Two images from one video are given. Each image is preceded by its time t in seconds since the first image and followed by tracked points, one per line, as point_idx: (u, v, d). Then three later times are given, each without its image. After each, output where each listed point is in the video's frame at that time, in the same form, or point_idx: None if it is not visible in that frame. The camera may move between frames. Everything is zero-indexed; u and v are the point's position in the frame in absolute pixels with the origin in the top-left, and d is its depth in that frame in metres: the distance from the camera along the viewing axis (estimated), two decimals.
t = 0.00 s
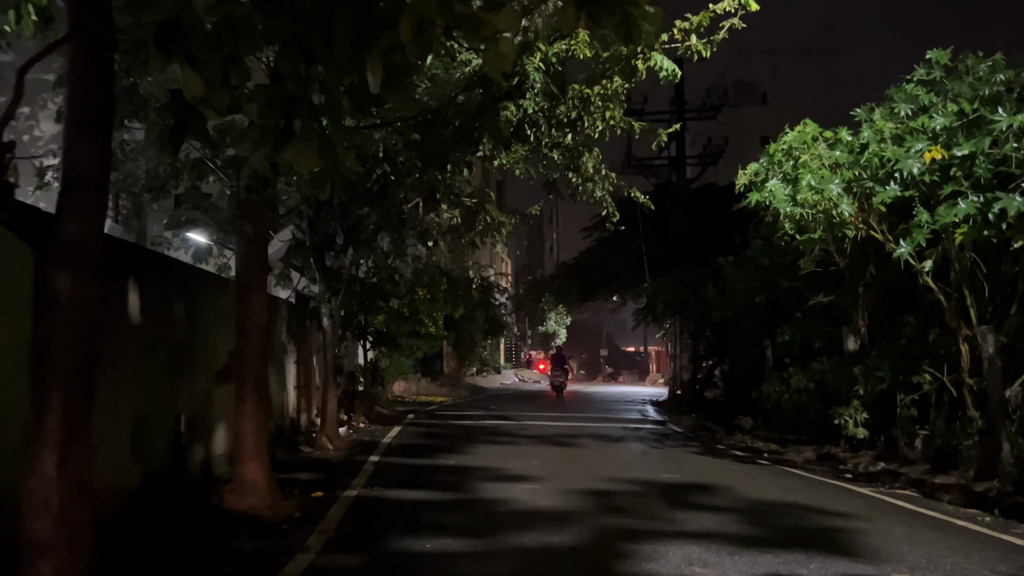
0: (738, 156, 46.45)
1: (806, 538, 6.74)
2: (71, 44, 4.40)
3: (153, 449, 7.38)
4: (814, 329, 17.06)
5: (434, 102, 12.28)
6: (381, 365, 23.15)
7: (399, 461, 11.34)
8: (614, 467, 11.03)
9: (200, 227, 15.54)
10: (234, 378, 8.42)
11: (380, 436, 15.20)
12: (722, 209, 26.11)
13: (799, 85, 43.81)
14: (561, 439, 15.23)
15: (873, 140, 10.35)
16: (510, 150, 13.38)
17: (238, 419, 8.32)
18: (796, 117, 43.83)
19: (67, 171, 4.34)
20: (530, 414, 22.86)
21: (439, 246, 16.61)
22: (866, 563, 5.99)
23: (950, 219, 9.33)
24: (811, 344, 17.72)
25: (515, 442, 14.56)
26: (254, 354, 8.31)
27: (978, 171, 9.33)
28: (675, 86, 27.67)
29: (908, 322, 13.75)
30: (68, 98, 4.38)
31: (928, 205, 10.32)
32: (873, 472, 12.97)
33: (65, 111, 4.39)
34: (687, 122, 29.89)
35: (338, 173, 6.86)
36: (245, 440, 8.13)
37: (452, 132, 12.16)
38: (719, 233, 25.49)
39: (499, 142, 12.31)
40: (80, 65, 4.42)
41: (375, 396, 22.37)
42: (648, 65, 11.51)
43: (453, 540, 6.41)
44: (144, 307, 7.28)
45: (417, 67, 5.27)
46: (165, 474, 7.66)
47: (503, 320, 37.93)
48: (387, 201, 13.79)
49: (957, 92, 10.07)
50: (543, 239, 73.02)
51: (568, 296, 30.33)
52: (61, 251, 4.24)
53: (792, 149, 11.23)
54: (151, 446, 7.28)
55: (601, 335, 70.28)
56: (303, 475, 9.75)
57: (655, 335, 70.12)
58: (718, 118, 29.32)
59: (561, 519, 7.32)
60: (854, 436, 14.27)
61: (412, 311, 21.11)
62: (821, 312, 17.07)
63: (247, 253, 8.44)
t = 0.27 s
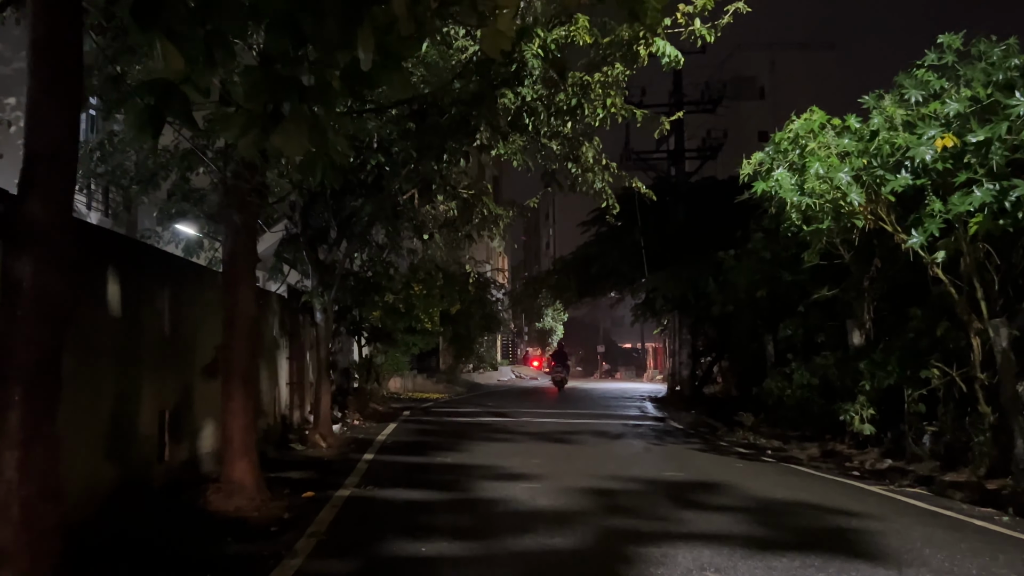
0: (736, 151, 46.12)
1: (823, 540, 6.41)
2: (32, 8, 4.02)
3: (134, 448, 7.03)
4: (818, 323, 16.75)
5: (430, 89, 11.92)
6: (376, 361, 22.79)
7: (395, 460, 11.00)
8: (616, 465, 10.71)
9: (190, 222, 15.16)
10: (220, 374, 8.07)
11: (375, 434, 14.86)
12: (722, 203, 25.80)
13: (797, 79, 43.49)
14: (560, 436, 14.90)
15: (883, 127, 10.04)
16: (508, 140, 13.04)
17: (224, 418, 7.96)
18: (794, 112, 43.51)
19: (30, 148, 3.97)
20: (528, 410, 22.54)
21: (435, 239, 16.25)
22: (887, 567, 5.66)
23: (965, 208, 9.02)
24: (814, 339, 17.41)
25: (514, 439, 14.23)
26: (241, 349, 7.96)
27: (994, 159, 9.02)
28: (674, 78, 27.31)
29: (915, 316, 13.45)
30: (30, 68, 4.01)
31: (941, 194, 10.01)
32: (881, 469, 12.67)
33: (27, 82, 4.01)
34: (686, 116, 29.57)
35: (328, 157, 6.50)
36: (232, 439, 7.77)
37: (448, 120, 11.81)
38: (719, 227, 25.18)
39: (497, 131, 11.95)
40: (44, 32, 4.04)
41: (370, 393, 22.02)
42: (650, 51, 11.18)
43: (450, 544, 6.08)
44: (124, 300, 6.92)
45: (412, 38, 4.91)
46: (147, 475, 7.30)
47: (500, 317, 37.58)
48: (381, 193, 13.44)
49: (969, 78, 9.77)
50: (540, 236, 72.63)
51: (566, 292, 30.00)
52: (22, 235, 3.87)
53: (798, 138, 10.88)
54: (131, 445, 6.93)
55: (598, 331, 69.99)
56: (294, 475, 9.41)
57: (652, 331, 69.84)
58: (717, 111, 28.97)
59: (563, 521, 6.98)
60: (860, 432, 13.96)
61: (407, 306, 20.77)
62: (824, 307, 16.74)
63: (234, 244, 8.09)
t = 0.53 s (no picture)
0: (739, 152, 45.80)
1: (841, 557, 6.07)
2: None
3: (114, 459, 6.68)
4: (826, 326, 16.40)
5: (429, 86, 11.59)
6: (375, 365, 22.45)
7: (392, 467, 10.66)
8: (621, 473, 10.36)
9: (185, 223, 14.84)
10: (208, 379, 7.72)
11: (373, 439, 14.50)
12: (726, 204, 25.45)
13: (801, 80, 43.13)
14: (562, 442, 14.55)
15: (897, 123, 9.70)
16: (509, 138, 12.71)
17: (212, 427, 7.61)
18: (797, 112, 43.15)
19: None
20: (529, 415, 22.19)
21: (434, 241, 15.92)
22: None
23: (985, 207, 8.68)
24: (822, 342, 17.06)
25: (516, 445, 13.88)
26: (231, 353, 7.60)
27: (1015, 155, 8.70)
28: (677, 78, 27.01)
29: (927, 319, 13.11)
30: None
31: (958, 193, 9.67)
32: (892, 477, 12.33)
33: None
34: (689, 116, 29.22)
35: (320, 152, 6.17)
36: (220, 447, 7.41)
37: (448, 117, 11.48)
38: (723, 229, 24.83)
39: (498, 128, 11.62)
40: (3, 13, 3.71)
41: (369, 397, 21.68)
42: (656, 46, 10.82)
43: (446, 561, 5.73)
44: (104, 302, 6.58)
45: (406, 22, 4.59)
46: (130, 487, 6.95)
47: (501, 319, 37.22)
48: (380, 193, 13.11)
49: (987, 72, 9.43)
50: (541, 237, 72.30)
51: (568, 294, 29.65)
52: None
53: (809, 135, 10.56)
54: (110, 457, 6.58)
55: (600, 334, 69.64)
56: (288, 484, 9.08)
57: (654, 333, 69.53)
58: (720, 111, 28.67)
59: (568, 535, 6.62)
60: (870, 438, 13.61)
61: (407, 309, 20.43)
62: (832, 310, 16.39)
63: (223, 244, 7.74)
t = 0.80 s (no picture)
0: (742, 145, 45.41)
1: (862, 558, 5.78)
2: None
3: (98, 457, 6.39)
4: (833, 319, 16.09)
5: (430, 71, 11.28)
6: (374, 359, 22.14)
7: (391, 463, 10.37)
8: (626, 470, 10.06)
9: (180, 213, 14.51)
10: (198, 373, 7.40)
11: (371, 434, 14.20)
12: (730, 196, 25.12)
13: (804, 72, 42.73)
14: (565, 437, 14.25)
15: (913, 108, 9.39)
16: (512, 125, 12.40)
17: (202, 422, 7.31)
18: (801, 105, 42.77)
19: None
20: (530, 410, 21.87)
21: (434, 232, 15.61)
22: None
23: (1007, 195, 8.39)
24: (829, 336, 16.74)
25: (518, 440, 13.59)
26: (222, 345, 7.28)
27: None
28: (681, 68, 26.64)
29: (938, 312, 12.80)
30: None
31: (976, 181, 9.38)
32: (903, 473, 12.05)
33: None
34: (693, 107, 28.86)
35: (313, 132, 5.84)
36: (211, 443, 7.10)
37: (449, 104, 11.17)
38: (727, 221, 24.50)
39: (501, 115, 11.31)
40: None
41: (369, 391, 21.39)
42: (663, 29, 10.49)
43: (448, 562, 5.46)
44: (86, 292, 6.26)
45: None
46: (116, 485, 6.66)
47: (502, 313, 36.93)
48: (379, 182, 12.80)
49: (1007, 56, 9.12)
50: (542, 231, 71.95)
51: (569, 288, 29.33)
52: None
53: (821, 121, 10.22)
54: (93, 454, 6.29)
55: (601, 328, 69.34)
56: (283, 480, 8.79)
57: (655, 328, 69.24)
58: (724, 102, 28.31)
59: (575, 535, 6.32)
60: (880, 434, 13.33)
61: (407, 302, 20.12)
62: (840, 302, 16.08)
63: (214, 231, 7.41)
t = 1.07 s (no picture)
0: (739, 141, 45.12)
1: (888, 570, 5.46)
2: None
3: (75, 459, 6.03)
4: (838, 316, 15.80)
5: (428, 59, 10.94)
6: (369, 355, 21.81)
7: (387, 463, 10.03)
8: (628, 471, 9.74)
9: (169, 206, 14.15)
10: (182, 371, 7.04)
11: (366, 433, 13.87)
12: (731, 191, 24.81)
13: (803, 69, 42.46)
14: (564, 436, 13.94)
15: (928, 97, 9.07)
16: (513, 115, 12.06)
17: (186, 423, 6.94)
18: (799, 102, 42.50)
19: None
20: (527, 407, 21.56)
21: (431, 226, 15.28)
22: None
23: None
24: (833, 334, 16.45)
25: (516, 439, 13.28)
26: (208, 342, 6.92)
27: None
28: (680, 62, 26.30)
29: (947, 308, 12.50)
30: None
31: (993, 173, 9.09)
32: (912, 473, 11.75)
33: None
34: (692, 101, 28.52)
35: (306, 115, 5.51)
36: (196, 445, 6.74)
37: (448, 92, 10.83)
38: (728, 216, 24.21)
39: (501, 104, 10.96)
40: None
41: (364, 388, 21.04)
42: (668, 17, 10.05)
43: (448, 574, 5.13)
44: (62, 285, 5.91)
45: None
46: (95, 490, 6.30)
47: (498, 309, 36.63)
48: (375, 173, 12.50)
49: None
50: (538, 227, 71.66)
51: (567, 284, 29.02)
52: None
53: (831, 112, 9.90)
54: (69, 456, 5.93)
55: (597, 325, 69.11)
56: (273, 482, 8.42)
57: (651, 325, 68.98)
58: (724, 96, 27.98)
59: (581, 543, 6.00)
60: (887, 433, 13.03)
61: (402, 298, 19.79)
62: (844, 299, 15.79)
63: (200, 222, 7.05)
